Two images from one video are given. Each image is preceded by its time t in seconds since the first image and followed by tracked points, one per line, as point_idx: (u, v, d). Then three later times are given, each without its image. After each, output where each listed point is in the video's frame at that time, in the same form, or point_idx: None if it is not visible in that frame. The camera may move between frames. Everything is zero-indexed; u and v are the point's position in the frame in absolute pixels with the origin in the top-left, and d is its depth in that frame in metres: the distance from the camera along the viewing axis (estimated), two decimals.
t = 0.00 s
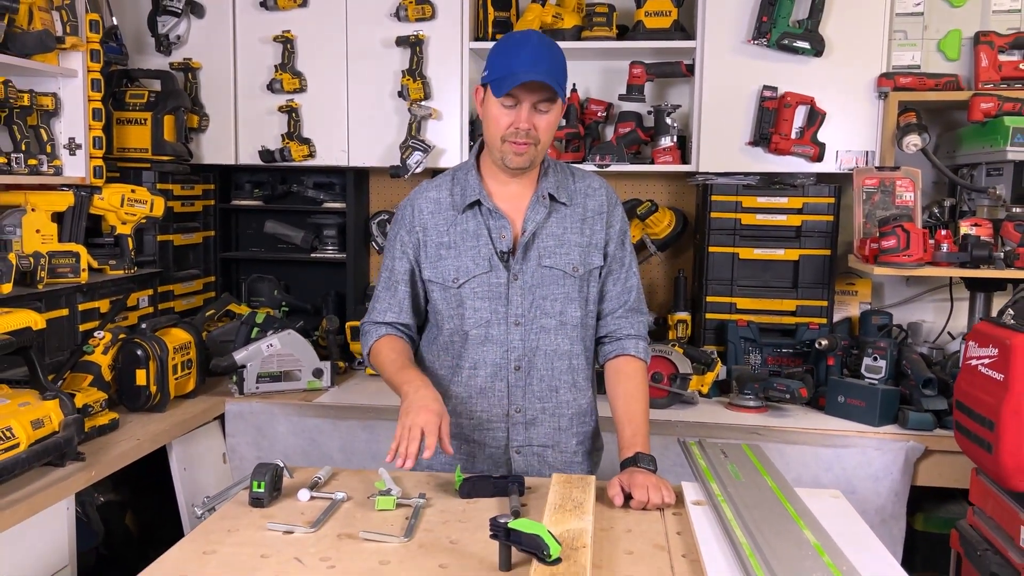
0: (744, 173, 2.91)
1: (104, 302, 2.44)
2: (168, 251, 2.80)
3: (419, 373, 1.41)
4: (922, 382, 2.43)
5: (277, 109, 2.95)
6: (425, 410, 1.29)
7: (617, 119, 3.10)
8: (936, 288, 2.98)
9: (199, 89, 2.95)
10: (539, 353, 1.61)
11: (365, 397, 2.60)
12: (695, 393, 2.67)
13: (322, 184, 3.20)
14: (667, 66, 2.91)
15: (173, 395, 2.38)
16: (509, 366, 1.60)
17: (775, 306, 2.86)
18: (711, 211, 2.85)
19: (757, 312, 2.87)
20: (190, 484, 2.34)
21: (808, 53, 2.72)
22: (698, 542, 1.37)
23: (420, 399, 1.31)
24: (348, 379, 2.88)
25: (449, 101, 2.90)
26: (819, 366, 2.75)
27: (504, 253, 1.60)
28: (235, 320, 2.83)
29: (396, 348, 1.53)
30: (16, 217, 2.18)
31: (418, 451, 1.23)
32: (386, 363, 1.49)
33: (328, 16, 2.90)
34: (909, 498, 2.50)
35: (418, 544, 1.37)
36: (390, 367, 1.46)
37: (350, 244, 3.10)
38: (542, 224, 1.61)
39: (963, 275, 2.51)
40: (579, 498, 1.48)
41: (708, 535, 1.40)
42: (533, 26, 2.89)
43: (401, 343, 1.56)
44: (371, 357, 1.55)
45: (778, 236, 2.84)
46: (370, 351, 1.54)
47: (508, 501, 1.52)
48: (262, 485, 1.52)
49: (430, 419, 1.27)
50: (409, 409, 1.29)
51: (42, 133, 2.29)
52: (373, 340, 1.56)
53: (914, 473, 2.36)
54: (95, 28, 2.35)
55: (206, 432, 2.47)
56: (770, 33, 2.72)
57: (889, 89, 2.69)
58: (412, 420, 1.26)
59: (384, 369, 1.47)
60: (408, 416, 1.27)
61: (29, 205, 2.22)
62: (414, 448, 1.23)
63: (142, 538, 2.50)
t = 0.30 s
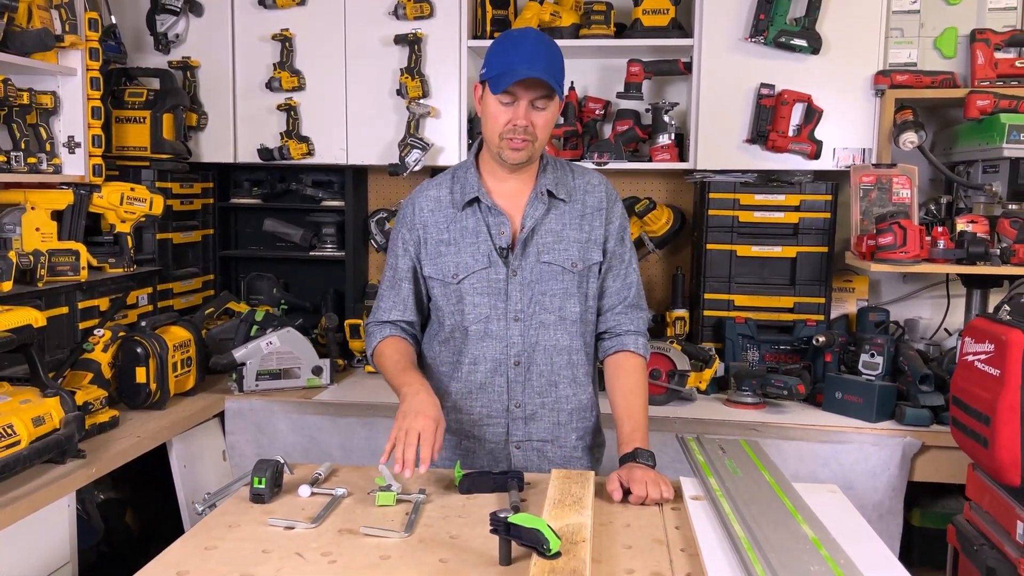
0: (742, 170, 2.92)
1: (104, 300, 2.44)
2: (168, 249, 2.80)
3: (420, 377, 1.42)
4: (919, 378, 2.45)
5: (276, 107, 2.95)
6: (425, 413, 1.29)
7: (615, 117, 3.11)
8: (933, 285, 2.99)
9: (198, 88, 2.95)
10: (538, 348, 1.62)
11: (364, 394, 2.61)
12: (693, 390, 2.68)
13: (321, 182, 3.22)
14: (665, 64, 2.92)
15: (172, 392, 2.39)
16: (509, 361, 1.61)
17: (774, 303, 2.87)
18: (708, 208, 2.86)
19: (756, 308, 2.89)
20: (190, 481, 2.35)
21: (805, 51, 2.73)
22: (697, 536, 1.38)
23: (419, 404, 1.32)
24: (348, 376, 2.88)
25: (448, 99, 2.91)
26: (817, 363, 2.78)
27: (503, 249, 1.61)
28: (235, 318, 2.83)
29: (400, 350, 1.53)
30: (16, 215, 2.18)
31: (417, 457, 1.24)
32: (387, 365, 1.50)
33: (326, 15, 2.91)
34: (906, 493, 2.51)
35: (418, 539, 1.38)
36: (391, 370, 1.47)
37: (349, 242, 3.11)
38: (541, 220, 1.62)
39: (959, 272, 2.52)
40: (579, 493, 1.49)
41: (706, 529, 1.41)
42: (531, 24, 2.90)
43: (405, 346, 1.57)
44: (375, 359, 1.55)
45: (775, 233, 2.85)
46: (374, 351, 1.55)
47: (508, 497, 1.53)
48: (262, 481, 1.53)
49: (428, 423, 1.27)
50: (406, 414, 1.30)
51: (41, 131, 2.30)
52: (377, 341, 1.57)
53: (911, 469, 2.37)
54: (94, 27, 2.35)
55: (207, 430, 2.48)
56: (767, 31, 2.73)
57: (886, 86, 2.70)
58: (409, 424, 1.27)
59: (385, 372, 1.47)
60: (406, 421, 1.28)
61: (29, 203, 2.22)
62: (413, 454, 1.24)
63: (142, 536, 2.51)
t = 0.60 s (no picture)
0: (740, 169, 2.93)
1: (103, 300, 2.44)
2: (166, 249, 2.80)
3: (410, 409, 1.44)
4: (917, 376, 2.46)
5: (274, 107, 2.95)
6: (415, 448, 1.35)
7: (613, 117, 3.11)
8: (929, 283, 3.01)
9: (196, 87, 2.95)
10: (543, 347, 1.63)
11: (364, 393, 2.61)
12: (692, 388, 2.69)
13: (319, 181, 3.22)
14: (664, 64, 2.93)
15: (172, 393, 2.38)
16: (514, 360, 1.62)
17: (772, 301, 2.88)
18: (707, 208, 2.86)
19: (754, 307, 2.90)
20: (191, 481, 2.34)
21: (803, 50, 2.74)
22: (701, 535, 1.39)
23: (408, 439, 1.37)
24: (347, 376, 2.89)
25: (447, 99, 2.91)
26: (816, 361, 2.79)
27: (509, 248, 1.61)
28: (234, 317, 2.83)
29: (390, 368, 1.49)
30: (15, 215, 2.18)
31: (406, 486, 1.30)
32: (378, 382, 1.47)
33: (325, 14, 2.91)
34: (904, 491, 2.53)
35: (424, 538, 1.38)
36: (383, 390, 1.45)
37: (348, 242, 3.11)
38: (546, 220, 1.63)
39: (957, 270, 2.54)
40: (582, 492, 1.49)
41: (710, 527, 1.42)
42: (529, 23, 2.90)
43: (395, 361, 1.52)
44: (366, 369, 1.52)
45: (773, 232, 2.86)
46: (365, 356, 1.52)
47: (512, 495, 1.53)
48: (266, 481, 1.54)
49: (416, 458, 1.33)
50: (394, 447, 1.35)
51: (40, 131, 2.29)
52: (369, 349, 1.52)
53: (909, 466, 2.39)
54: (92, 26, 2.34)
55: (207, 430, 2.47)
56: (765, 31, 2.74)
57: (883, 86, 2.71)
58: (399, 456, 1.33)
59: (375, 392, 1.46)
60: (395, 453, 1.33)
61: (28, 203, 2.21)
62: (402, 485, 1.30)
63: (142, 536, 2.50)
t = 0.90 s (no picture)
0: (738, 169, 2.94)
1: (101, 300, 2.42)
2: (164, 249, 2.78)
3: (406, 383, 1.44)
4: (915, 374, 2.47)
5: (272, 107, 2.94)
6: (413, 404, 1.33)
7: (611, 117, 3.12)
8: (924, 282, 3.03)
9: (193, 86, 2.93)
10: (553, 348, 1.63)
11: (364, 393, 2.60)
12: (691, 387, 2.70)
13: (317, 181, 3.21)
14: (662, 64, 2.94)
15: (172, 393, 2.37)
16: (524, 361, 1.62)
17: (769, 300, 2.90)
18: (705, 207, 2.87)
19: (751, 306, 2.91)
20: (191, 482, 2.33)
21: (800, 51, 2.76)
22: (708, 532, 1.40)
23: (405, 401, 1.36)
24: (346, 376, 2.88)
25: (445, 99, 2.91)
26: (813, 359, 2.80)
27: (518, 249, 1.62)
28: (232, 318, 2.82)
29: (383, 353, 1.49)
30: (14, 215, 2.17)
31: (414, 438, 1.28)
32: (372, 366, 1.47)
33: (322, 13, 2.90)
34: (902, 488, 2.55)
35: (432, 538, 1.39)
36: (377, 371, 1.45)
37: (345, 241, 3.10)
38: (555, 221, 1.64)
39: (953, 269, 2.56)
40: (589, 491, 1.50)
41: (717, 525, 1.43)
42: (527, 23, 2.89)
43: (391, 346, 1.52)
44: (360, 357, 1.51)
45: (771, 231, 2.87)
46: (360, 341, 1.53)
47: (518, 495, 1.53)
48: (273, 481, 1.53)
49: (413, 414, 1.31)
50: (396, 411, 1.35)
51: (38, 131, 2.28)
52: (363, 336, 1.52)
53: (907, 464, 2.40)
54: (90, 26, 2.33)
55: (207, 430, 2.46)
56: (763, 31, 2.75)
57: (880, 86, 2.73)
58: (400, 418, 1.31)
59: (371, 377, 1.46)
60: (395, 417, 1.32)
61: (27, 203, 2.19)
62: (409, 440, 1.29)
63: (141, 537, 2.49)
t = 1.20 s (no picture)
0: (733, 169, 2.96)
1: (101, 299, 2.41)
2: (162, 248, 2.77)
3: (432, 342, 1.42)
4: (910, 372, 2.50)
5: (270, 106, 2.94)
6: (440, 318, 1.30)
7: (608, 117, 3.13)
8: (918, 281, 3.06)
9: (190, 85, 2.93)
10: (560, 343, 1.65)
11: (364, 392, 2.61)
12: (689, 385, 2.72)
13: (314, 180, 3.21)
14: (658, 64, 2.96)
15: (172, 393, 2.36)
16: (532, 355, 1.64)
17: (765, 299, 2.92)
18: (702, 207, 2.89)
19: (747, 305, 2.94)
20: (193, 481, 2.33)
21: (797, 52, 2.78)
22: (715, 527, 1.41)
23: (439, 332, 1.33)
24: (345, 375, 2.88)
25: (443, 98, 2.92)
26: (809, 357, 2.82)
27: (528, 245, 1.63)
28: (230, 317, 2.81)
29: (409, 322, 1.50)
30: (13, 214, 2.17)
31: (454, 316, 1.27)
32: (402, 335, 1.48)
33: (320, 12, 2.90)
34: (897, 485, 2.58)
35: (442, 535, 1.39)
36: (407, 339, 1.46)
37: (342, 240, 3.10)
38: (564, 218, 1.65)
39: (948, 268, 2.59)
40: (595, 487, 1.51)
41: (723, 520, 1.44)
42: (526, 24, 2.90)
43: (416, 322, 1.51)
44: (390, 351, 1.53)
45: (767, 231, 2.90)
46: (388, 333, 1.52)
47: (525, 493, 1.55)
48: (281, 479, 1.54)
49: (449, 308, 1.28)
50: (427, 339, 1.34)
51: (37, 129, 2.26)
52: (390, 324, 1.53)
53: (903, 460, 2.43)
54: (90, 24, 2.32)
55: (208, 430, 2.46)
56: (760, 32, 2.77)
57: (875, 87, 2.76)
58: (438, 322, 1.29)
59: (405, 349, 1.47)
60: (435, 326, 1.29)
61: (27, 203, 2.19)
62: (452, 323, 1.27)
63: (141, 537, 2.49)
